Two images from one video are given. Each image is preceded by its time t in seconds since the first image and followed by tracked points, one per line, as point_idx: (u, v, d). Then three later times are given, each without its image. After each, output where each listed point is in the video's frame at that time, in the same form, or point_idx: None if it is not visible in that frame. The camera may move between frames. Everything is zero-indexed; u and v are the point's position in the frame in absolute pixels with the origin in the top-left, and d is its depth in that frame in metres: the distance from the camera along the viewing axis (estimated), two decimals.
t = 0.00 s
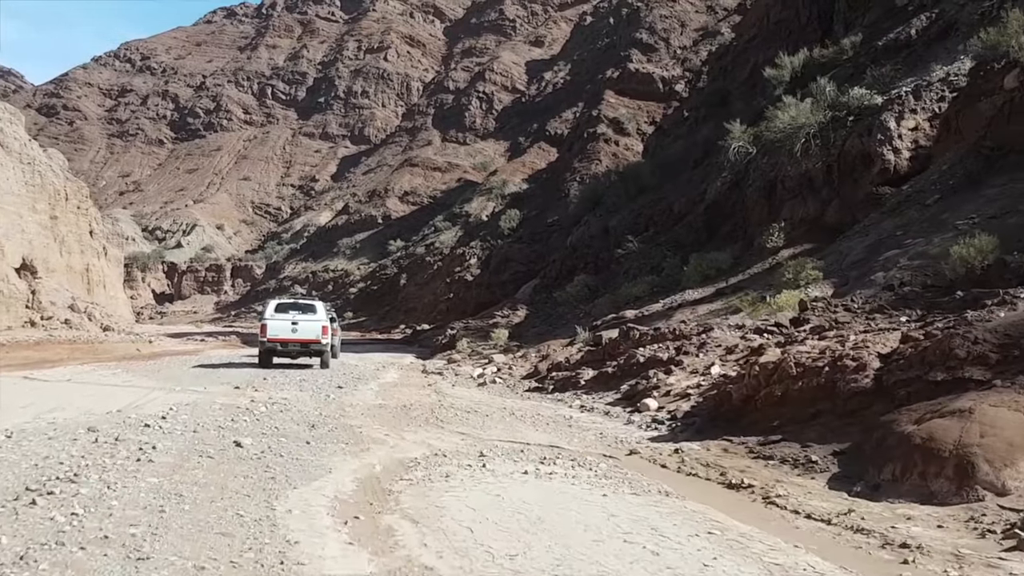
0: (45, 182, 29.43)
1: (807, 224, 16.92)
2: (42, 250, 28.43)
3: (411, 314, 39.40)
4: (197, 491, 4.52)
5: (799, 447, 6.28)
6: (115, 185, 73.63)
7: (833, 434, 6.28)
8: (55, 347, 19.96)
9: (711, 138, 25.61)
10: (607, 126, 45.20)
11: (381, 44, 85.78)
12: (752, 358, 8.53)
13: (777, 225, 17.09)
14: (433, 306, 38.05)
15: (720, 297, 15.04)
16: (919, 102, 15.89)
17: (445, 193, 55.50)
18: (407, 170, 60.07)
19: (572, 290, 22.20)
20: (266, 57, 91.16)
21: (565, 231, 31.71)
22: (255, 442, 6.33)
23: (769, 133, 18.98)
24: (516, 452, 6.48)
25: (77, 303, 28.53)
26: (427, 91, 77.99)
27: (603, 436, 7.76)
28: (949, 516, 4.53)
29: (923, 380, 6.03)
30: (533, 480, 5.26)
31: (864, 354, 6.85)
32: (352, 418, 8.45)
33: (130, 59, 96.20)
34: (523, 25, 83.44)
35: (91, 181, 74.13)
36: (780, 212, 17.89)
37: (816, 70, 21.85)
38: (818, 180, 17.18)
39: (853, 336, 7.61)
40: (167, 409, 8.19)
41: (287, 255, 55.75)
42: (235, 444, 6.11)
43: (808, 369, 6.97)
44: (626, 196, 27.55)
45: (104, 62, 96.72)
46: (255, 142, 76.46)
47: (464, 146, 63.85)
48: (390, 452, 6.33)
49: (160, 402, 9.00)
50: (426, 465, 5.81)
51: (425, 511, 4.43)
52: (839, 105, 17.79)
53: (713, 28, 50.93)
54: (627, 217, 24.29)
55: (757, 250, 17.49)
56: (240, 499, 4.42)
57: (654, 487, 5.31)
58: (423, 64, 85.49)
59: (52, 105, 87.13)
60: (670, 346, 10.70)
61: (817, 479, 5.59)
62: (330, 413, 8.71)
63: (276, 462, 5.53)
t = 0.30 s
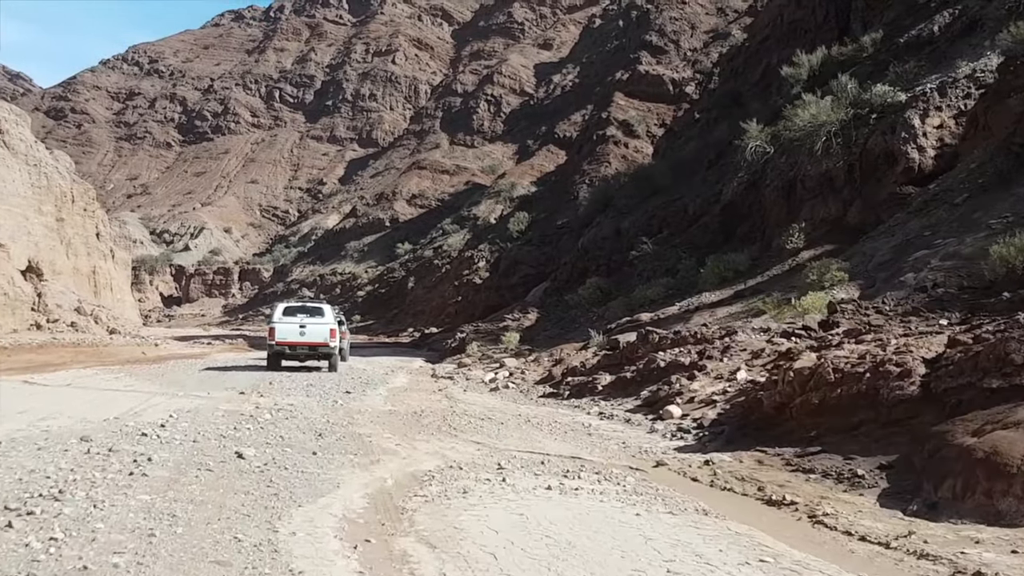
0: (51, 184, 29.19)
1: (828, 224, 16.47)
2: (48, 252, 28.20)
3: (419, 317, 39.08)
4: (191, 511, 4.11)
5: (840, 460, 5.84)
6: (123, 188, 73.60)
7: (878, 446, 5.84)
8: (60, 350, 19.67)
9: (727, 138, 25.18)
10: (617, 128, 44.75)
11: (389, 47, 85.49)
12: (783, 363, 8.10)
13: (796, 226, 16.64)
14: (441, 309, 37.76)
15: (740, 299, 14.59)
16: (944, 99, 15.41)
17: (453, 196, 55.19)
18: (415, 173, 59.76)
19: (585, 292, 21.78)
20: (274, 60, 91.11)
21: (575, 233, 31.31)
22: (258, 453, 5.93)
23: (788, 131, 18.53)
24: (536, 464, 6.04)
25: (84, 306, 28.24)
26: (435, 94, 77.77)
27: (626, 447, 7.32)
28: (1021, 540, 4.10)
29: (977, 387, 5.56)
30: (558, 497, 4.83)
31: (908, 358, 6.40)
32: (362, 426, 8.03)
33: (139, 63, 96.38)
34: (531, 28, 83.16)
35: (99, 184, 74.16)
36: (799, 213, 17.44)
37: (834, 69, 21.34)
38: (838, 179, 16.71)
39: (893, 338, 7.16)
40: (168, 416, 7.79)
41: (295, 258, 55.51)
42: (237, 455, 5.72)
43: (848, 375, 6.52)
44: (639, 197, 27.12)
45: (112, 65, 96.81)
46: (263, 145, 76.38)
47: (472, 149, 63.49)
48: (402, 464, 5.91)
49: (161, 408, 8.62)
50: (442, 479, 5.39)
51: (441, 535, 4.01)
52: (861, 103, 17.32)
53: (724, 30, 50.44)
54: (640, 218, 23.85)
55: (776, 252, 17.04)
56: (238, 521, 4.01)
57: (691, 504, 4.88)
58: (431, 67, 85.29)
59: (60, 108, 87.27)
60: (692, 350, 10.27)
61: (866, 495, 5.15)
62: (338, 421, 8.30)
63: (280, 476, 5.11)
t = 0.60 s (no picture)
0: (59, 183, 28.94)
1: (851, 221, 15.98)
2: (56, 250, 27.95)
3: (429, 317, 38.73)
4: (190, 535, 3.71)
5: (892, 472, 5.40)
6: (132, 188, 73.61)
7: (935, 456, 5.37)
8: (66, 350, 19.38)
9: (744, 134, 24.71)
10: (627, 126, 44.27)
11: (398, 46, 85.23)
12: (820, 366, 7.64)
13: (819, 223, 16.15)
14: (450, 308, 37.41)
15: (763, 299, 14.13)
16: (973, 91, 14.88)
17: (462, 195, 54.86)
18: (424, 172, 59.38)
19: (599, 291, 21.34)
20: (282, 59, 91.01)
21: (587, 231, 30.87)
22: (264, 464, 5.53)
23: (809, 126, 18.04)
24: (563, 476, 5.60)
25: (91, 305, 27.98)
26: (444, 93, 77.48)
27: (654, 454, 6.89)
28: None
29: None
30: (592, 516, 4.41)
31: (962, 361, 5.94)
32: (373, 432, 7.63)
33: (148, 62, 96.48)
34: (540, 26, 82.74)
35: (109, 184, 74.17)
36: (821, 209, 16.95)
37: (854, 63, 20.81)
38: (862, 175, 16.21)
39: (941, 340, 6.70)
40: (170, 421, 7.42)
41: (304, 258, 55.26)
42: (241, 467, 5.30)
43: (896, 379, 6.05)
44: (654, 194, 26.67)
45: (121, 65, 96.93)
46: (272, 144, 76.26)
47: (481, 148, 63.12)
48: (417, 476, 5.49)
49: (162, 413, 8.24)
50: (463, 493, 4.97)
51: (466, 563, 3.59)
52: (885, 96, 16.80)
53: (735, 27, 49.89)
54: (655, 215, 23.39)
55: (797, 249, 16.56)
56: (241, 547, 3.60)
57: (738, 524, 4.45)
58: (440, 66, 85.00)
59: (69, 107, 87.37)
60: (718, 351, 9.82)
61: (929, 513, 4.69)
62: (348, 426, 7.90)
63: (286, 492, 4.70)
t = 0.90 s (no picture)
0: (65, 178, 28.67)
1: (874, 215, 15.50)
2: (62, 246, 27.70)
3: (437, 313, 38.39)
4: (185, 560, 3.33)
5: (951, 482, 4.96)
6: (140, 184, 73.55)
7: (993, 465, 4.93)
8: (71, 347, 19.10)
9: (760, 127, 24.21)
10: (637, 121, 43.72)
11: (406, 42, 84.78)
12: (859, 366, 7.18)
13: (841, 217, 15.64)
14: (459, 305, 37.08)
15: (784, 295, 13.68)
16: (1001, 81, 14.31)
17: (470, 191, 54.48)
18: (432, 168, 58.95)
19: (612, 288, 20.92)
20: (290, 55, 90.72)
21: (598, 227, 30.42)
22: (270, 472, 5.17)
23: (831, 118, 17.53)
24: (591, 485, 5.21)
25: (98, 301, 27.72)
26: (452, 89, 77.07)
27: (684, 458, 6.48)
28: None
29: None
30: (629, 534, 4.00)
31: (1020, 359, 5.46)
32: (386, 434, 7.27)
33: (155, 58, 96.42)
34: (549, 22, 82.18)
35: (117, 180, 74.10)
36: (842, 202, 16.46)
37: (873, 54, 20.22)
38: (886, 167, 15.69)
39: (994, 339, 6.22)
40: (172, 423, 7.09)
41: (312, 254, 54.99)
42: (246, 475, 4.94)
43: (947, 381, 5.56)
44: (667, 188, 26.20)
45: (129, 61, 96.92)
46: (280, 140, 76.05)
47: (489, 143, 62.68)
48: (434, 483, 5.10)
49: (164, 414, 7.89)
50: (485, 505, 4.58)
51: None
52: (910, 86, 16.24)
53: (746, 21, 49.22)
54: (669, 210, 22.94)
55: (819, 244, 16.06)
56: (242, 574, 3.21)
57: (792, 541, 4.05)
58: (448, 62, 84.59)
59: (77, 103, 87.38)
60: (744, 348, 9.38)
61: (996, 532, 4.26)
62: (359, 428, 7.55)
63: (293, 505, 4.32)
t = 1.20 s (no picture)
0: (67, 179, 28.31)
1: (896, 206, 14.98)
2: (65, 248, 27.35)
3: (444, 312, 37.95)
4: None
5: (1020, 491, 4.48)
6: (145, 185, 73.32)
7: None
8: (73, 353, 18.74)
9: (773, 118, 23.71)
10: (643, 116, 43.16)
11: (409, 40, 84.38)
12: (901, 365, 6.71)
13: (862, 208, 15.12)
14: (466, 304, 36.68)
15: (806, 289, 13.21)
16: None
17: (476, 188, 54.04)
18: (437, 166, 58.50)
19: (624, 284, 20.48)
20: (294, 54, 90.40)
21: (607, 223, 29.93)
22: (272, 487, 4.77)
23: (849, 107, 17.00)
24: (624, 499, 4.78)
25: (101, 304, 27.36)
26: (456, 86, 76.61)
27: (719, 466, 6.02)
28: None
29: None
30: (673, 558, 3.57)
31: None
32: (397, 442, 6.85)
33: (159, 59, 96.24)
34: (553, 18, 81.67)
35: (122, 182, 73.88)
36: (862, 193, 15.94)
37: (888, 42, 19.62)
38: (906, 157, 15.13)
39: None
40: (170, 432, 6.71)
41: (317, 254, 54.62)
42: (247, 492, 4.53)
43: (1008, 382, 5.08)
44: (678, 182, 25.71)
45: (132, 62, 96.74)
46: (284, 140, 75.75)
47: (494, 140, 62.20)
48: (452, 498, 4.69)
49: (163, 422, 7.49)
50: (510, 523, 4.14)
51: None
52: (930, 73, 15.67)
53: (752, 14, 48.61)
54: (681, 205, 22.47)
55: (839, 237, 15.55)
56: None
57: (857, 566, 3.60)
58: (452, 59, 84.18)
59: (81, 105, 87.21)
60: (772, 347, 8.91)
61: None
62: (369, 435, 7.14)
63: (299, 528, 3.90)
